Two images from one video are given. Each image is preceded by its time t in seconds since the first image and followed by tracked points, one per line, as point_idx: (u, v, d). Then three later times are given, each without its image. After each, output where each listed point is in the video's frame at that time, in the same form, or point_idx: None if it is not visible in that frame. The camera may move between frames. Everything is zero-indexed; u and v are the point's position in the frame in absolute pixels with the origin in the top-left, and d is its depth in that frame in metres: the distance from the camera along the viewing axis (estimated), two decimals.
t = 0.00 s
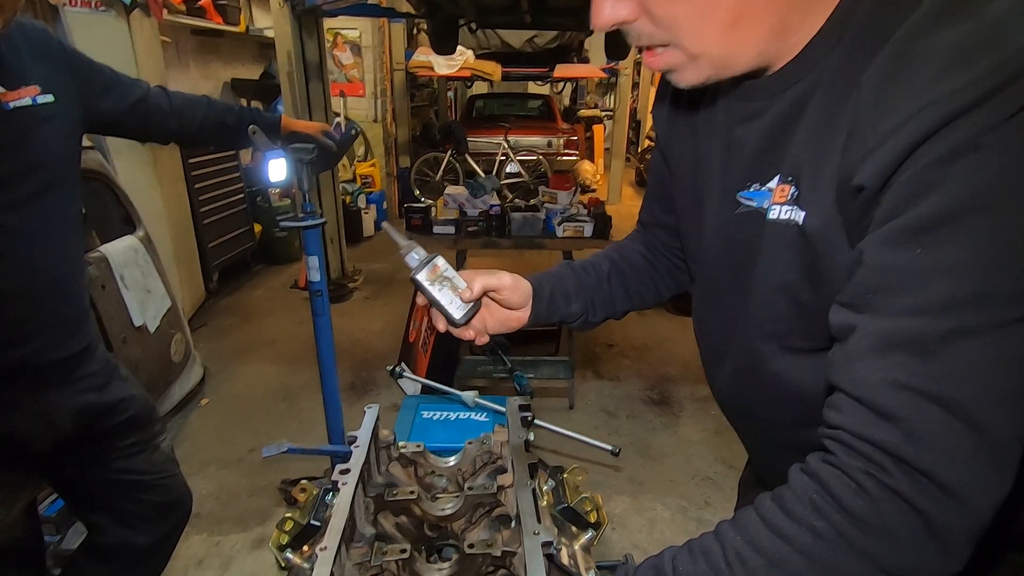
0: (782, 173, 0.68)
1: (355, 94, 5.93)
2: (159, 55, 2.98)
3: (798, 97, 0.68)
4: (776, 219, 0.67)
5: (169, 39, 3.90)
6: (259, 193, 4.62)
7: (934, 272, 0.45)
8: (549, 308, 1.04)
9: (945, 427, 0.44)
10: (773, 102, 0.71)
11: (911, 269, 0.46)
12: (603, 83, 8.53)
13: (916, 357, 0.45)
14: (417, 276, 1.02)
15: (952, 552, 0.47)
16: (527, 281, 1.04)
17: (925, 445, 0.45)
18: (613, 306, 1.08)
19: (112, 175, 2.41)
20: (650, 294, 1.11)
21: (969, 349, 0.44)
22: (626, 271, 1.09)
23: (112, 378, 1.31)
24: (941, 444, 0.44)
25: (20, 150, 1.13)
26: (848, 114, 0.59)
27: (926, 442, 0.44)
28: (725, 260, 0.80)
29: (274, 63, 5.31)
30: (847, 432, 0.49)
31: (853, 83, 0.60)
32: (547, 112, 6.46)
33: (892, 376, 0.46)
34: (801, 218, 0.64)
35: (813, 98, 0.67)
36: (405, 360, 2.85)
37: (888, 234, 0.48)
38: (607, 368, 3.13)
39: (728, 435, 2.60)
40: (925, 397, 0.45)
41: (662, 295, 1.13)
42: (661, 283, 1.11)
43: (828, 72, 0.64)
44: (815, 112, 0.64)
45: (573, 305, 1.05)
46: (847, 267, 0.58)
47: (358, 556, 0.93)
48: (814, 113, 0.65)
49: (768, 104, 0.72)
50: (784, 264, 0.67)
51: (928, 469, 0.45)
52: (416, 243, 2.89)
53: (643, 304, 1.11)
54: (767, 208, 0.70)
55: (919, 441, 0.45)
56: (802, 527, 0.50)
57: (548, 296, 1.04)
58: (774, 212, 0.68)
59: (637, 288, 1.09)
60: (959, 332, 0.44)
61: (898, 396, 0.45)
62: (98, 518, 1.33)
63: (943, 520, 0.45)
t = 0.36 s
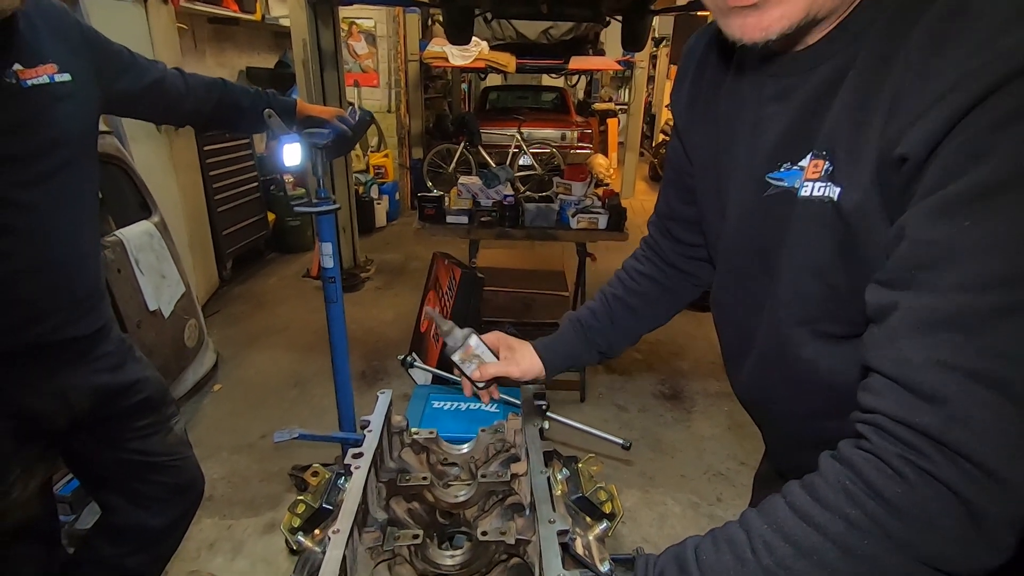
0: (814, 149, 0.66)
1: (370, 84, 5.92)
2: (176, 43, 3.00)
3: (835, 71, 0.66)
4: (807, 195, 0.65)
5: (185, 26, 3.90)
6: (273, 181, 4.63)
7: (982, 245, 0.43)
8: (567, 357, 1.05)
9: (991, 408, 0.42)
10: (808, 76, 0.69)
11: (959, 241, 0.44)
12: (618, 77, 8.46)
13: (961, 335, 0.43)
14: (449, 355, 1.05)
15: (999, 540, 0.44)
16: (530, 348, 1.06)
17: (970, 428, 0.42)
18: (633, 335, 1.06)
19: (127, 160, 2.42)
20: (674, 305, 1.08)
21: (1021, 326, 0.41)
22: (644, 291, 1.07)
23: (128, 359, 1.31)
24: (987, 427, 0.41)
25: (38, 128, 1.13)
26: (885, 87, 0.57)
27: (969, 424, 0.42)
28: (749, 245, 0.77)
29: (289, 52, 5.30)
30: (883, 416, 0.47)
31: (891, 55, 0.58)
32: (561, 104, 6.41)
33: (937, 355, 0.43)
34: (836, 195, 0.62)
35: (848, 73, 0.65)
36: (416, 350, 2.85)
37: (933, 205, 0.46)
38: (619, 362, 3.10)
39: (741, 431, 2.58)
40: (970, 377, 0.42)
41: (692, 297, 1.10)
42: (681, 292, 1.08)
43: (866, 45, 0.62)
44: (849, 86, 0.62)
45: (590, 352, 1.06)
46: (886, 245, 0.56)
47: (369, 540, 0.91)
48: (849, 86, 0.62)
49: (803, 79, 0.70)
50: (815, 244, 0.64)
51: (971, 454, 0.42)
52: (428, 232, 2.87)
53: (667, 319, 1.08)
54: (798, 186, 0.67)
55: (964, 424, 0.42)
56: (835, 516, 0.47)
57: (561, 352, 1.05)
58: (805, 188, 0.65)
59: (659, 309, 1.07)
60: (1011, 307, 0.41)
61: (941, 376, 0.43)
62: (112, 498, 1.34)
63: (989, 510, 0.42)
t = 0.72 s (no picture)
0: (823, 132, 0.63)
1: (380, 76, 5.90)
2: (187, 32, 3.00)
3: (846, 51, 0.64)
4: (815, 180, 0.63)
5: (196, 16, 3.89)
6: (282, 172, 4.63)
7: (1002, 224, 0.41)
8: (577, 366, 1.03)
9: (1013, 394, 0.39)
10: (818, 56, 0.67)
11: (974, 220, 0.42)
12: (629, 71, 8.40)
13: (980, 317, 0.40)
14: (463, 365, 1.05)
15: None
16: (538, 359, 1.05)
17: (993, 415, 0.40)
18: (643, 342, 1.04)
19: (138, 148, 2.42)
20: (685, 307, 1.06)
21: None
22: (654, 294, 1.04)
23: (134, 345, 1.31)
24: (1010, 415, 0.39)
25: (44, 111, 1.12)
26: (897, 66, 0.55)
27: (992, 411, 0.39)
28: (756, 234, 0.75)
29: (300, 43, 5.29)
30: (900, 404, 0.44)
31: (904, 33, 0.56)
32: (572, 98, 6.37)
33: (954, 339, 0.41)
34: (845, 178, 0.60)
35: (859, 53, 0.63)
36: (423, 342, 2.84)
37: (948, 185, 0.44)
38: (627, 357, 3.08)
39: (749, 428, 2.56)
40: (991, 361, 0.40)
41: (704, 297, 1.06)
42: (692, 294, 1.05)
43: (876, 21, 0.60)
44: (858, 66, 0.60)
45: (599, 360, 1.04)
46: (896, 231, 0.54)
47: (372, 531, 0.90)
48: (859, 64, 0.60)
49: (814, 60, 0.68)
50: (824, 230, 0.62)
51: (994, 442, 0.39)
52: (437, 225, 2.86)
53: (678, 322, 1.06)
54: (807, 171, 0.65)
55: (984, 410, 0.40)
56: (849, 510, 0.45)
57: (569, 363, 1.03)
58: (813, 172, 0.63)
59: (670, 312, 1.05)
60: None
61: (960, 360, 0.41)
62: (116, 484, 1.33)
63: (1012, 503, 0.40)
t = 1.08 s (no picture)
0: (823, 129, 0.62)
1: (385, 71, 5.88)
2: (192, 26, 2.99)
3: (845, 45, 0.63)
4: (816, 177, 0.62)
5: (202, 10, 3.88)
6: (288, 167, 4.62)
7: (1005, 220, 0.40)
8: (578, 364, 1.02)
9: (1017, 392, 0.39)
10: (820, 50, 0.66)
11: (976, 216, 0.41)
12: (636, 67, 8.35)
13: (983, 315, 0.40)
14: (460, 365, 1.04)
15: None
16: (539, 358, 1.04)
17: (997, 414, 0.39)
18: (645, 338, 1.04)
19: (143, 142, 2.41)
20: (687, 302, 1.05)
21: None
22: (655, 289, 1.03)
23: (137, 339, 1.31)
24: (1014, 413, 0.38)
25: (47, 103, 1.12)
26: (898, 59, 0.54)
27: (996, 409, 0.39)
28: (757, 231, 0.74)
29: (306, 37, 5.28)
30: (902, 404, 0.43)
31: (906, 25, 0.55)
32: (578, 94, 6.34)
33: (957, 337, 0.40)
34: (846, 174, 0.59)
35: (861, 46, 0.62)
36: (427, 338, 2.84)
37: (948, 181, 0.43)
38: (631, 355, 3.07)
39: (754, 427, 2.54)
40: (995, 359, 0.39)
41: (705, 291, 1.05)
42: (693, 289, 1.04)
43: (876, 14, 0.59)
44: (859, 60, 0.59)
45: (601, 358, 1.03)
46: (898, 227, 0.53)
47: (372, 528, 0.90)
48: (861, 56, 0.59)
49: (815, 54, 0.67)
50: (826, 227, 0.61)
51: (998, 441, 0.39)
52: (441, 220, 2.85)
53: (680, 317, 1.05)
54: (808, 168, 0.64)
55: (988, 409, 0.39)
56: (852, 512, 0.44)
57: (571, 361, 1.02)
58: (814, 169, 0.62)
59: (672, 308, 1.04)
60: None
61: (962, 358, 0.40)
62: (119, 477, 1.34)
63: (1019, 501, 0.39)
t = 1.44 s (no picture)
0: (814, 132, 0.63)
1: (388, 70, 5.88)
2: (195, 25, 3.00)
3: (837, 47, 0.63)
4: (807, 180, 0.62)
5: (204, 9, 3.89)
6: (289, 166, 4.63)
7: (993, 222, 0.40)
8: (576, 363, 1.02)
9: (1006, 392, 0.39)
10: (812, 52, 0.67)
11: (964, 218, 0.41)
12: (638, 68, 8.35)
13: (972, 316, 0.40)
14: (459, 365, 1.04)
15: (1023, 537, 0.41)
16: (538, 357, 1.04)
17: (987, 414, 0.39)
18: (644, 337, 1.04)
19: (146, 140, 2.42)
20: (685, 301, 1.05)
21: None
22: (653, 289, 1.04)
23: (138, 336, 1.32)
24: (1004, 414, 0.39)
25: (50, 101, 1.13)
26: (888, 62, 0.54)
27: (985, 410, 0.39)
28: (751, 232, 0.75)
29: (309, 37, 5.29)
30: (894, 405, 0.44)
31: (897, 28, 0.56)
32: (580, 94, 6.34)
33: (948, 338, 0.41)
34: (836, 177, 0.59)
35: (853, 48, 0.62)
36: (427, 337, 2.85)
37: (938, 183, 0.43)
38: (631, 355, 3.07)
39: (753, 428, 2.55)
40: (984, 360, 0.39)
41: (703, 290, 1.06)
42: (691, 288, 1.04)
43: (869, 17, 0.60)
44: (851, 62, 0.60)
45: (599, 357, 1.04)
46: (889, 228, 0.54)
47: (370, 525, 0.91)
48: (852, 58, 0.60)
49: (808, 55, 0.67)
50: (819, 228, 0.62)
51: (989, 441, 0.39)
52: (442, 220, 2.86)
53: (679, 316, 1.06)
54: (799, 171, 0.64)
55: (978, 410, 0.39)
56: (844, 512, 0.45)
57: (570, 360, 1.02)
58: (806, 172, 0.62)
59: (670, 307, 1.05)
60: None
61: (953, 359, 0.40)
62: (119, 472, 1.34)
63: (1010, 502, 0.39)
